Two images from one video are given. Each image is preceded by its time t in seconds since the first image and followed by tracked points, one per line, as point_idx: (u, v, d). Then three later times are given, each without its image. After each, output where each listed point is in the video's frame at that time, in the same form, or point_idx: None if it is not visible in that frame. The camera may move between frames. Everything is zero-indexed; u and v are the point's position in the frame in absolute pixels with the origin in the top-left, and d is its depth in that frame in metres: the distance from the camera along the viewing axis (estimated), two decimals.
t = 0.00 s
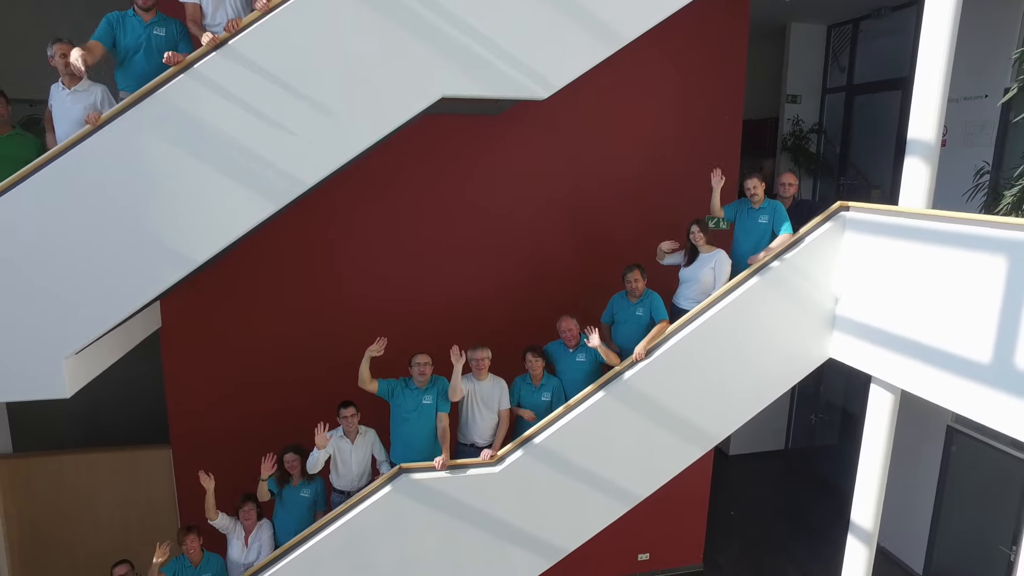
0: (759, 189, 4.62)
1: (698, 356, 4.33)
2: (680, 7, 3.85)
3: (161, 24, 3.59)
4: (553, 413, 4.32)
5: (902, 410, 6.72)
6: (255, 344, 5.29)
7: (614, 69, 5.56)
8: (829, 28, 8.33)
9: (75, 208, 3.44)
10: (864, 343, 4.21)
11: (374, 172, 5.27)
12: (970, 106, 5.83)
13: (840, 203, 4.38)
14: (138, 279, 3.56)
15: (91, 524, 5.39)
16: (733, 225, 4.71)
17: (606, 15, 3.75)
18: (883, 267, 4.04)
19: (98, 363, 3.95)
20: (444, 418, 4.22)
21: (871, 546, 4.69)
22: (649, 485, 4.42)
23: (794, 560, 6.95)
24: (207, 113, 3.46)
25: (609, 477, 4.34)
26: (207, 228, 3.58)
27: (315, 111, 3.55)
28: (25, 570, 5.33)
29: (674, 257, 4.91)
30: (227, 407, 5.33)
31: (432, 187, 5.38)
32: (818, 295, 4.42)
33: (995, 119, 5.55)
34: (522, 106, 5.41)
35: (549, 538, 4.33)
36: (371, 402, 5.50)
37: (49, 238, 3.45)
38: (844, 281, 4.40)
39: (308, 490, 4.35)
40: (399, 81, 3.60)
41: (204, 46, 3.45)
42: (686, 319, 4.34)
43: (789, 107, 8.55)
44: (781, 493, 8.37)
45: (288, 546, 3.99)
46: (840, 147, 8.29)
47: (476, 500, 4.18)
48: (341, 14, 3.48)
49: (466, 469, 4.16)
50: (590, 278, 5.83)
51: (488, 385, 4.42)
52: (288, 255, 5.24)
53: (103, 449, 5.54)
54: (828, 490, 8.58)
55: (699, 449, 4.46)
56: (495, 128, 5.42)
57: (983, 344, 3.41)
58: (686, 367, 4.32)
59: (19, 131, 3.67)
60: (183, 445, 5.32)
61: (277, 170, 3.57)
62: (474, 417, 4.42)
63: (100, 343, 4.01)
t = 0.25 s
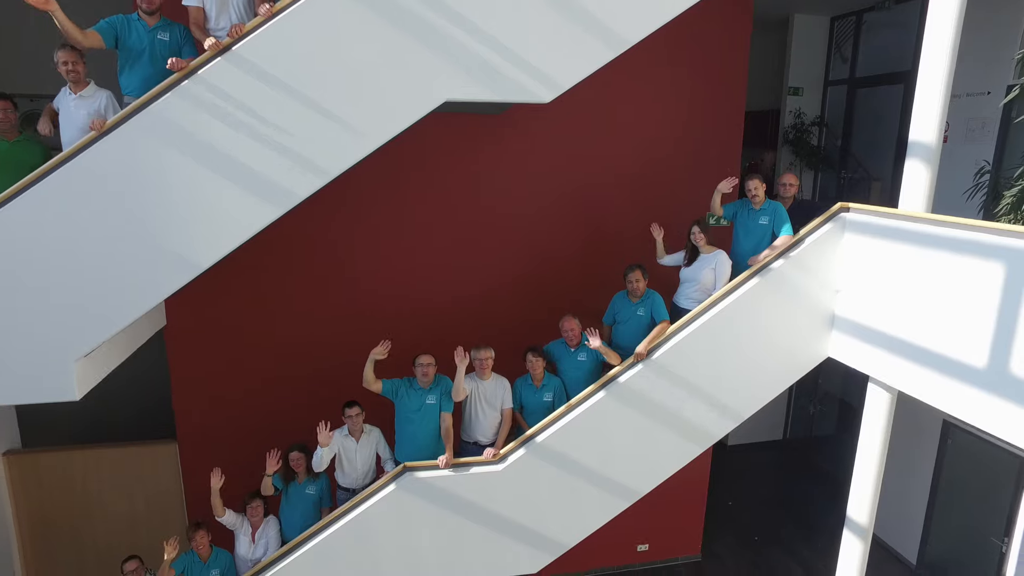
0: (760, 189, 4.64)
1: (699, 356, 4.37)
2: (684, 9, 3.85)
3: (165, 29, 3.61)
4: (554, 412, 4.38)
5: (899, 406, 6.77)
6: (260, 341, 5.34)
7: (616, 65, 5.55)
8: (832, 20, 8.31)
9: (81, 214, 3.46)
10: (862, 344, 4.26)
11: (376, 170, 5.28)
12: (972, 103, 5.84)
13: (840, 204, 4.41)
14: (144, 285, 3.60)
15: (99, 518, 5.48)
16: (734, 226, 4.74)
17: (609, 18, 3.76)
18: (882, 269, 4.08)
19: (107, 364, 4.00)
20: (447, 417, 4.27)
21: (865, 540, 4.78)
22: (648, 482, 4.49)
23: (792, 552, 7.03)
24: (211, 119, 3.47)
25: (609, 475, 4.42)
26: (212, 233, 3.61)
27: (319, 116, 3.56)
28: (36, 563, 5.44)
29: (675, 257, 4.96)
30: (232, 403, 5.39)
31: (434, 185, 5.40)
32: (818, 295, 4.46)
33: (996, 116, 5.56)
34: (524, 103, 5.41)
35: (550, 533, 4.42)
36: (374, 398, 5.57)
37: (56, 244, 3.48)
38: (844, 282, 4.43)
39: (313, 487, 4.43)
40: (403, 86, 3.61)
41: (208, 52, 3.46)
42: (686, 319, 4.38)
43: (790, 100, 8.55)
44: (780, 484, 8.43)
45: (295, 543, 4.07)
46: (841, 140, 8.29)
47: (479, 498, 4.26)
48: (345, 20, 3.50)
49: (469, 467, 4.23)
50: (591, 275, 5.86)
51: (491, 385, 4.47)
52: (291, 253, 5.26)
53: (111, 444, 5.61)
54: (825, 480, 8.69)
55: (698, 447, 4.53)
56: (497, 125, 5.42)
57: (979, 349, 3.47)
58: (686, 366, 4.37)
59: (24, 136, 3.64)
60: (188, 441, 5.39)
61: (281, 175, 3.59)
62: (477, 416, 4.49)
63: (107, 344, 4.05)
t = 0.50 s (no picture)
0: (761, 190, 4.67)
1: (699, 356, 4.43)
2: (687, 13, 3.85)
3: (170, 34, 3.63)
4: (557, 411, 4.45)
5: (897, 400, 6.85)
6: (265, 339, 5.39)
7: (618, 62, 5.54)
8: (835, 12, 8.29)
9: (90, 219, 3.50)
10: (860, 344, 4.32)
11: (379, 168, 5.30)
12: (974, 100, 5.86)
13: (841, 205, 4.44)
14: (152, 289, 3.65)
15: (109, 511, 5.59)
16: (735, 226, 4.78)
17: (613, 22, 3.76)
18: (881, 271, 4.12)
19: (116, 365, 4.05)
20: (452, 416, 4.35)
21: (860, 534, 4.87)
22: (648, 479, 4.58)
23: (789, 542, 7.14)
24: (217, 125, 3.50)
25: (610, 472, 4.50)
26: (218, 238, 3.65)
27: (325, 122, 3.59)
28: (48, 554, 5.56)
29: (676, 257, 5.00)
30: (238, 400, 5.45)
31: (436, 183, 5.41)
32: (817, 295, 4.51)
33: (998, 113, 5.60)
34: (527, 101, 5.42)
35: (552, 529, 4.51)
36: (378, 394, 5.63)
37: (66, 249, 3.52)
38: (843, 282, 4.48)
39: (319, 484, 4.53)
40: (408, 91, 3.63)
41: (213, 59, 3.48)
42: (687, 320, 4.44)
43: (791, 93, 8.57)
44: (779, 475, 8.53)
45: (302, 539, 4.16)
46: (843, 134, 8.29)
47: (483, 495, 4.35)
48: (350, 26, 3.51)
49: (473, 465, 4.31)
50: (592, 272, 5.89)
51: (494, 383, 4.54)
52: (295, 252, 5.29)
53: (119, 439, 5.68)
54: (822, 471, 8.78)
55: (697, 444, 4.60)
56: (499, 123, 5.43)
57: (975, 353, 3.53)
58: (687, 366, 4.44)
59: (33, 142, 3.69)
60: (195, 436, 5.47)
61: (287, 180, 3.62)
62: (481, 415, 4.57)
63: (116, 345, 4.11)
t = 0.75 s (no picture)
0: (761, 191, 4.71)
1: (699, 355, 4.50)
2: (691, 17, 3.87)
3: (176, 39, 3.64)
4: (559, 409, 4.53)
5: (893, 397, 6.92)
6: (270, 337, 5.44)
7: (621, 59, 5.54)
8: (838, 5, 8.28)
9: (99, 224, 3.54)
10: (859, 344, 4.38)
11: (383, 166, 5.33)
12: (975, 97, 5.88)
13: (841, 206, 4.49)
14: (161, 293, 3.70)
15: (119, 504, 5.69)
16: (736, 226, 4.83)
17: (616, 27, 3.78)
18: (879, 273, 4.18)
19: (126, 366, 4.13)
20: (456, 415, 4.43)
21: (856, 528, 4.96)
22: (648, 475, 4.66)
23: (786, 532, 7.26)
24: (223, 131, 3.53)
25: (611, 468, 4.59)
26: (225, 242, 3.69)
27: (331, 127, 3.62)
28: (60, 545, 5.69)
29: (678, 256, 5.06)
30: (244, 397, 5.52)
31: (439, 182, 5.41)
32: (816, 295, 4.57)
33: (999, 110, 5.64)
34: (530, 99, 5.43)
35: (554, 523, 4.61)
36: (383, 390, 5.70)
37: (75, 254, 3.57)
38: (841, 282, 4.53)
39: (327, 480, 4.62)
40: (414, 95, 3.66)
41: (220, 66, 3.50)
42: (688, 319, 4.49)
43: (793, 87, 8.61)
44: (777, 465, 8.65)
45: (310, 534, 4.26)
46: (844, 128, 8.31)
47: (487, 491, 4.44)
48: (355, 33, 3.53)
49: (477, 462, 4.39)
50: (594, 269, 5.90)
51: (498, 382, 4.62)
52: (300, 251, 5.32)
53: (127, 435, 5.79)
54: (820, 460, 8.88)
55: (697, 440, 4.68)
56: (503, 121, 5.44)
57: (970, 356, 3.59)
58: (687, 365, 4.51)
59: (41, 148, 3.73)
60: (203, 431, 5.55)
61: (294, 184, 3.66)
62: (486, 412, 4.67)
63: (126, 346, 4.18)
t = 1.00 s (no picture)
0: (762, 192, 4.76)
1: (700, 354, 4.58)
2: (693, 21, 3.90)
3: (184, 45, 3.69)
4: (562, 406, 4.62)
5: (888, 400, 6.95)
6: (276, 334, 5.51)
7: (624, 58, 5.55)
8: None
9: (110, 229, 3.60)
10: (856, 344, 4.46)
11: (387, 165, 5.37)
12: (975, 95, 5.93)
13: (840, 207, 4.55)
14: (172, 296, 3.77)
15: (129, 496, 5.81)
16: (737, 226, 4.89)
17: (620, 32, 3.81)
18: (878, 274, 4.24)
19: (138, 365, 4.22)
20: (461, 412, 4.52)
21: (852, 521, 5.06)
22: (649, 470, 4.77)
23: (783, 523, 7.37)
24: (231, 137, 3.58)
25: (612, 464, 4.69)
26: (234, 246, 3.75)
27: (338, 132, 3.66)
28: (73, 537, 5.82)
29: (679, 255, 5.13)
30: (251, 393, 5.60)
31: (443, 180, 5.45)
32: (815, 295, 4.64)
33: (999, 108, 5.68)
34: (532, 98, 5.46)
35: (557, 517, 4.72)
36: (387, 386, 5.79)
37: (87, 257, 3.63)
38: (841, 282, 4.60)
39: (334, 476, 4.72)
40: (420, 100, 3.70)
41: (228, 70, 3.55)
42: (689, 319, 4.57)
43: (795, 81, 8.62)
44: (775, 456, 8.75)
45: (318, 529, 4.37)
46: (844, 122, 8.33)
47: (491, 486, 4.54)
48: (362, 40, 3.56)
49: (481, 458, 4.49)
50: (597, 266, 5.93)
51: (502, 380, 4.72)
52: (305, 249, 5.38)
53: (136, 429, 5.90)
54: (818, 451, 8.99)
55: (697, 437, 4.78)
56: (505, 119, 5.47)
57: (965, 358, 3.66)
58: (688, 364, 4.59)
59: (52, 152, 3.80)
60: (211, 427, 5.65)
61: (301, 189, 3.71)
62: (490, 409, 4.77)
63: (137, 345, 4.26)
